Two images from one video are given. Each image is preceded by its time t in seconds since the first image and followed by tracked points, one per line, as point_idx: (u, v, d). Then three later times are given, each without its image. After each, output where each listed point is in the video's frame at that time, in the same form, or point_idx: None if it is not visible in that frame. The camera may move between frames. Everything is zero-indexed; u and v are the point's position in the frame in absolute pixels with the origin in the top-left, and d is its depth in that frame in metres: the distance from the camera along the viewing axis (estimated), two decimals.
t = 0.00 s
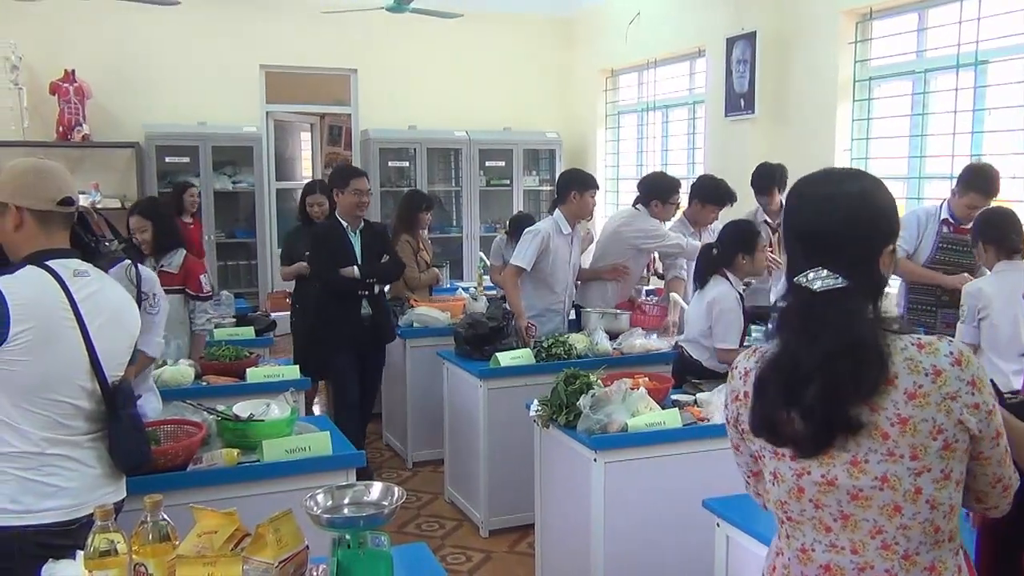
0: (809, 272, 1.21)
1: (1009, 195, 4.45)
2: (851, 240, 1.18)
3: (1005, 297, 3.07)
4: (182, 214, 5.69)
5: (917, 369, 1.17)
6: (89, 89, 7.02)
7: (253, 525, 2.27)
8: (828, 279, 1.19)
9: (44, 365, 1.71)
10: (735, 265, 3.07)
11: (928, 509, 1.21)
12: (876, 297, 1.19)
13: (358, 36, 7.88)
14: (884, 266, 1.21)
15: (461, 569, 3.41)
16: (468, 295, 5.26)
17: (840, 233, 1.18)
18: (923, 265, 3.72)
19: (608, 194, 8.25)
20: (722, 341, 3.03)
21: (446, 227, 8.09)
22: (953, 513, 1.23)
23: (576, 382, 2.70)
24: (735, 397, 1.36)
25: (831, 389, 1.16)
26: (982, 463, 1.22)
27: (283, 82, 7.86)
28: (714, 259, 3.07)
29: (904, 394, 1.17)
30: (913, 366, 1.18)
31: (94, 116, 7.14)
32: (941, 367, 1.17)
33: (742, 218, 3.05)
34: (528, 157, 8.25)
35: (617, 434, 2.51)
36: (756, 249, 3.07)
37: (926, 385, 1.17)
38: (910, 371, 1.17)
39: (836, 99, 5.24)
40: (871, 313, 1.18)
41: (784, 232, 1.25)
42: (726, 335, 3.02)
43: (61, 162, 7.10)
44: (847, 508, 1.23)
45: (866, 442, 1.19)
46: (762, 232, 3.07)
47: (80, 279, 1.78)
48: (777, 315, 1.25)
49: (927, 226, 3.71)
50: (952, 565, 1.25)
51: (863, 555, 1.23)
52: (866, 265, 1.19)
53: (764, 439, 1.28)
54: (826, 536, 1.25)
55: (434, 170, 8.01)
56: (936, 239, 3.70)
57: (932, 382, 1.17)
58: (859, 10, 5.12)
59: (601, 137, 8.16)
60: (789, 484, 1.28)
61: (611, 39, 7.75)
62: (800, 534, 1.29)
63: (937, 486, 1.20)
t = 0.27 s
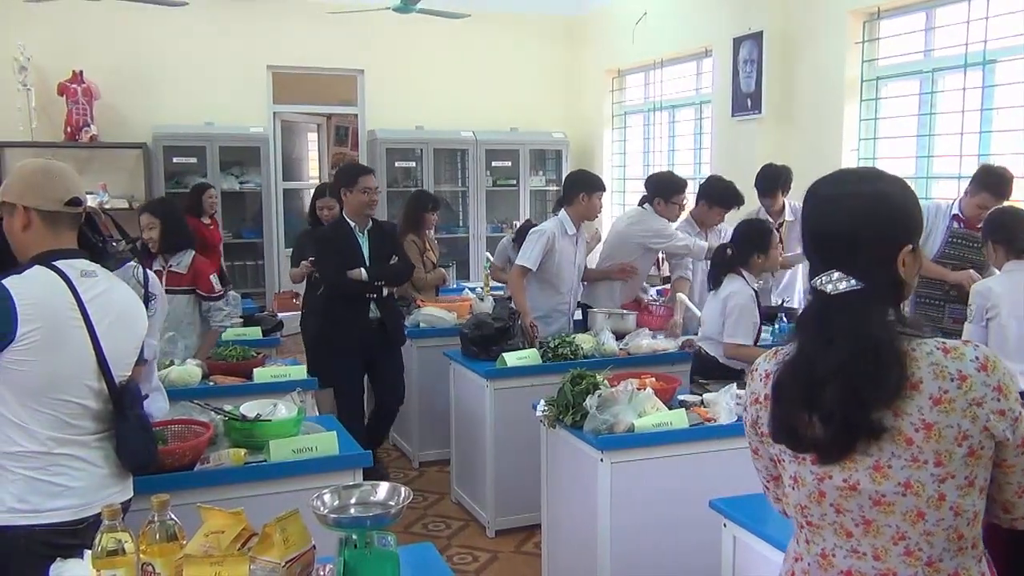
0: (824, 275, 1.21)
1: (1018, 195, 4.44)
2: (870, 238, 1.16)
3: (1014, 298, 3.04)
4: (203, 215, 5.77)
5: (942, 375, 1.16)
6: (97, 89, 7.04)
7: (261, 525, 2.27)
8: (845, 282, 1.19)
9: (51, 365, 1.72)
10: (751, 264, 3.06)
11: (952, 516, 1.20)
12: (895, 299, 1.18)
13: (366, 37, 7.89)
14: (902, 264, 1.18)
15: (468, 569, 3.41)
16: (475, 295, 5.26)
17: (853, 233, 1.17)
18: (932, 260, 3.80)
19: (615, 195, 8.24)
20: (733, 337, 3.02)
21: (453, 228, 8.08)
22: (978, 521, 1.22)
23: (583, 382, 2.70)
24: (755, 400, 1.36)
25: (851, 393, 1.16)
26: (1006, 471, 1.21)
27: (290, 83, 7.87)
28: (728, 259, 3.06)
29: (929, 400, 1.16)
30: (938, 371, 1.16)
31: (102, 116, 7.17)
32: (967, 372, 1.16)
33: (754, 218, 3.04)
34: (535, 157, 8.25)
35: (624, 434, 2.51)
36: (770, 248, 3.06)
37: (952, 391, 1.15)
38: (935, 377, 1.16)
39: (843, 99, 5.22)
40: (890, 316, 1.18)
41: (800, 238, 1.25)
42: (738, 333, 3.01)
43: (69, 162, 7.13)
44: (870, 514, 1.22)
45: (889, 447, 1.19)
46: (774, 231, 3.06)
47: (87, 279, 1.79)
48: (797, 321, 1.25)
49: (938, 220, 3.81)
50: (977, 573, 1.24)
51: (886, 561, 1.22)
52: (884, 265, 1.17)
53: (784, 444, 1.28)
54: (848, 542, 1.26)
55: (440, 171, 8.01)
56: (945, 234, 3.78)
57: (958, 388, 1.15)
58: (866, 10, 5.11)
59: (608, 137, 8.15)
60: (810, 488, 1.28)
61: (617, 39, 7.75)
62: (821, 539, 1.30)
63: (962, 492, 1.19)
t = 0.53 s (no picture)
0: (841, 272, 1.21)
1: None
2: (890, 239, 1.16)
3: None
4: (224, 214, 5.82)
5: (956, 379, 1.15)
6: (106, 89, 7.06)
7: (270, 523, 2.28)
8: (862, 279, 1.18)
9: (60, 364, 1.72)
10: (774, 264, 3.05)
11: (964, 522, 1.19)
12: (912, 300, 1.18)
13: (374, 37, 7.91)
14: (922, 264, 1.18)
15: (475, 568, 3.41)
16: (482, 294, 5.26)
17: (871, 232, 1.17)
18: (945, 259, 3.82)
19: (623, 195, 8.23)
20: (745, 329, 2.99)
21: (461, 228, 8.09)
22: (992, 528, 1.21)
23: (591, 382, 2.69)
24: (770, 400, 1.36)
25: (862, 393, 1.16)
26: None
27: (299, 83, 7.89)
28: (753, 257, 3.06)
29: (942, 404, 1.15)
30: (953, 376, 1.15)
31: (111, 116, 7.20)
32: (983, 378, 1.14)
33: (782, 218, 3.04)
34: (542, 157, 8.24)
35: (632, 434, 2.51)
36: (794, 249, 3.04)
37: (965, 396, 1.14)
38: (949, 381, 1.15)
39: (852, 99, 5.21)
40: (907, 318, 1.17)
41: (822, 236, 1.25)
42: (751, 326, 2.98)
43: (78, 162, 7.16)
44: (881, 517, 1.22)
45: (900, 450, 1.18)
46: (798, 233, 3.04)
47: (96, 279, 1.80)
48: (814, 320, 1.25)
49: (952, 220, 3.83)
50: None
51: (896, 565, 1.22)
52: (903, 265, 1.17)
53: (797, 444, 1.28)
54: (859, 544, 1.26)
55: (448, 171, 8.01)
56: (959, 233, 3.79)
57: (972, 394, 1.14)
58: (876, 9, 5.10)
59: (616, 137, 8.14)
60: (822, 489, 1.29)
61: (625, 39, 7.74)
62: (833, 541, 1.30)
63: (975, 498, 1.18)
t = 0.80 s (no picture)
0: (854, 275, 1.21)
1: None
2: (904, 241, 1.15)
3: None
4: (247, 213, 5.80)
5: (965, 382, 1.14)
6: (116, 89, 7.09)
7: (278, 522, 2.29)
8: (875, 282, 1.18)
9: (70, 363, 1.73)
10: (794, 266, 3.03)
11: (971, 526, 1.18)
12: (924, 302, 1.17)
13: (383, 36, 7.92)
14: (937, 266, 1.17)
15: (482, 567, 3.42)
16: (491, 294, 5.27)
17: (884, 233, 1.17)
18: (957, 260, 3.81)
19: (631, 195, 8.22)
20: (762, 334, 2.99)
21: (470, 227, 8.10)
22: (1000, 532, 1.20)
23: (599, 382, 2.69)
24: (781, 400, 1.36)
25: (868, 395, 1.15)
26: None
27: (308, 82, 7.90)
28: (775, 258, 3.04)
29: (949, 407, 1.14)
30: (961, 379, 1.14)
31: (121, 115, 7.22)
32: (992, 381, 1.14)
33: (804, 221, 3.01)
34: (551, 156, 8.24)
35: (640, 435, 2.50)
36: (812, 252, 3.01)
37: (973, 399, 1.14)
38: (957, 384, 1.14)
39: (862, 99, 5.19)
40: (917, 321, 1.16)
41: (836, 238, 1.24)
42: (767, 331, 2.98)
43: (89, 161, 7.18)
44: (887, 519, 1.22)
45: (907, 453, 1.18)
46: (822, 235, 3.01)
47: (106, 277, 1.80)
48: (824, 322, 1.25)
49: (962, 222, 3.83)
50: None
51: (902, 568, 1.22)
52: (914, 267, 1.16)
53: (805, 446, 1.28)
54: (866, 546, 1.25)
55: (456, 170, 8.01)
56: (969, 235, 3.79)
57: (981, 397, 1.14)
58: (886, 9, 5.08)
59: (625, 136, 8.13)
60: (829, 490, 1.28)
61: (635, 39, 7.73)
62: (840, 542, 1.29)
63: (982, 503, 1.18)
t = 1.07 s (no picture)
0: (869, 273, 1.20)
1: None
2: (922, 240, 1.15)
3: None
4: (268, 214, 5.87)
5: (981, 384, 1.14)
6: (128, 89, 7.12)
7: (289, 521, 2.29)
8: (889, 281, 1.17)
9: (81, 362, 1.74)
10: (812, 270, 2.98)
11: (984, 527, 1.18)
12: (940, 302, 1.17)
13: (394, 37, 7.93)
14: (953, 266, 1.16)
15: (492, 567, 3.42)
16: (502, 294, 5.27)
17: (902, 232, 1.16)
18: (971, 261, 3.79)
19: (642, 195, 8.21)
20: (772, 337, 2.99)
21: (481, 228, 8.10)
22: (1013, 534, 1.20)
23: (610, 383, 2.68)
24: (794, 399, 1.35)
25: (883, 394, 1.15)
26: None
27: (319, 83, 7.92)
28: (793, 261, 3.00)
29: (964, 408, 1.14)
30: (977, 380, 1.14)
31: (133, 116, 7.26)
32: (1008, 383, 1.14)
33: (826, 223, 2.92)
34: (561, 157, 8.24)
35: (649, 436, 2.50)
36: (835, 255, 2.92)
37: (990, 400, 1.13)
38: (973, 385, 1.14)
39: (874, 99, 5.17)
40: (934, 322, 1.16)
41: (853, 237, 1.24)
42: (777, 335, 2.98)
43: (101, 162, 7.22)
44: (899, 519, 1.21)
45: (921, 453, 1.17)
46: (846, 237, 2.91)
47: (117, 277, 1.81)
48: (838, 322, 1.24)
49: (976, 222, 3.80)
50: None
51: (914, 569, 1.21)
52: (931, 265, 1.15)
53: (819, 446, 1.27)
54: (877, 546, 1.25)
55: (467, 170, 8.02)
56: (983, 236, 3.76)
57: (997, 399, 1.14)
58: (898, 9, 5.06)
59: (635, 136, 8.12)
60: (841, 490, 1.28)
61: (645, 39, 7.73)
62: (852, 542, 1.29)
63: (995, 504, 1.17)
